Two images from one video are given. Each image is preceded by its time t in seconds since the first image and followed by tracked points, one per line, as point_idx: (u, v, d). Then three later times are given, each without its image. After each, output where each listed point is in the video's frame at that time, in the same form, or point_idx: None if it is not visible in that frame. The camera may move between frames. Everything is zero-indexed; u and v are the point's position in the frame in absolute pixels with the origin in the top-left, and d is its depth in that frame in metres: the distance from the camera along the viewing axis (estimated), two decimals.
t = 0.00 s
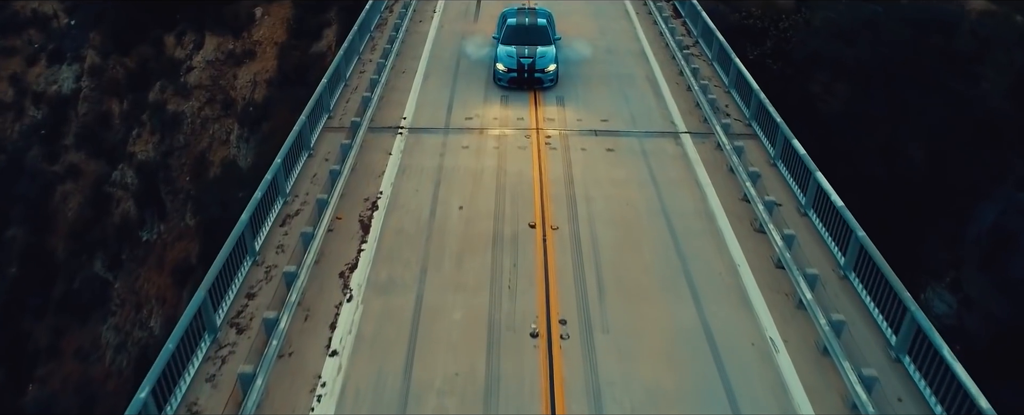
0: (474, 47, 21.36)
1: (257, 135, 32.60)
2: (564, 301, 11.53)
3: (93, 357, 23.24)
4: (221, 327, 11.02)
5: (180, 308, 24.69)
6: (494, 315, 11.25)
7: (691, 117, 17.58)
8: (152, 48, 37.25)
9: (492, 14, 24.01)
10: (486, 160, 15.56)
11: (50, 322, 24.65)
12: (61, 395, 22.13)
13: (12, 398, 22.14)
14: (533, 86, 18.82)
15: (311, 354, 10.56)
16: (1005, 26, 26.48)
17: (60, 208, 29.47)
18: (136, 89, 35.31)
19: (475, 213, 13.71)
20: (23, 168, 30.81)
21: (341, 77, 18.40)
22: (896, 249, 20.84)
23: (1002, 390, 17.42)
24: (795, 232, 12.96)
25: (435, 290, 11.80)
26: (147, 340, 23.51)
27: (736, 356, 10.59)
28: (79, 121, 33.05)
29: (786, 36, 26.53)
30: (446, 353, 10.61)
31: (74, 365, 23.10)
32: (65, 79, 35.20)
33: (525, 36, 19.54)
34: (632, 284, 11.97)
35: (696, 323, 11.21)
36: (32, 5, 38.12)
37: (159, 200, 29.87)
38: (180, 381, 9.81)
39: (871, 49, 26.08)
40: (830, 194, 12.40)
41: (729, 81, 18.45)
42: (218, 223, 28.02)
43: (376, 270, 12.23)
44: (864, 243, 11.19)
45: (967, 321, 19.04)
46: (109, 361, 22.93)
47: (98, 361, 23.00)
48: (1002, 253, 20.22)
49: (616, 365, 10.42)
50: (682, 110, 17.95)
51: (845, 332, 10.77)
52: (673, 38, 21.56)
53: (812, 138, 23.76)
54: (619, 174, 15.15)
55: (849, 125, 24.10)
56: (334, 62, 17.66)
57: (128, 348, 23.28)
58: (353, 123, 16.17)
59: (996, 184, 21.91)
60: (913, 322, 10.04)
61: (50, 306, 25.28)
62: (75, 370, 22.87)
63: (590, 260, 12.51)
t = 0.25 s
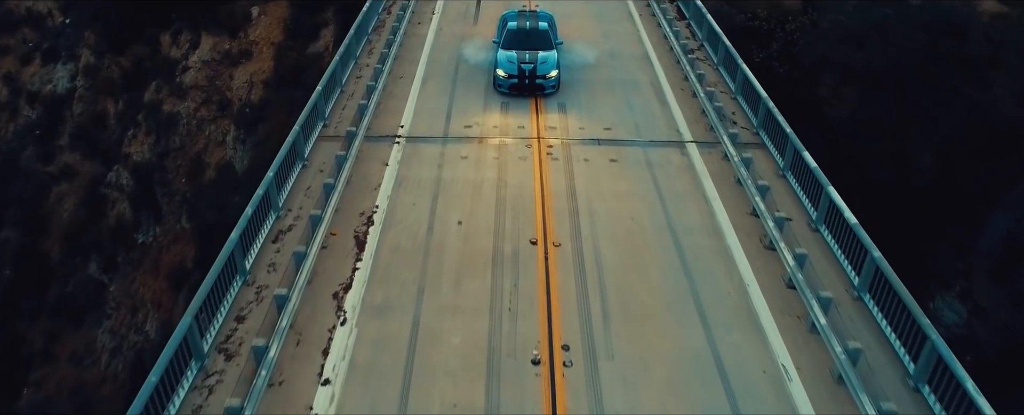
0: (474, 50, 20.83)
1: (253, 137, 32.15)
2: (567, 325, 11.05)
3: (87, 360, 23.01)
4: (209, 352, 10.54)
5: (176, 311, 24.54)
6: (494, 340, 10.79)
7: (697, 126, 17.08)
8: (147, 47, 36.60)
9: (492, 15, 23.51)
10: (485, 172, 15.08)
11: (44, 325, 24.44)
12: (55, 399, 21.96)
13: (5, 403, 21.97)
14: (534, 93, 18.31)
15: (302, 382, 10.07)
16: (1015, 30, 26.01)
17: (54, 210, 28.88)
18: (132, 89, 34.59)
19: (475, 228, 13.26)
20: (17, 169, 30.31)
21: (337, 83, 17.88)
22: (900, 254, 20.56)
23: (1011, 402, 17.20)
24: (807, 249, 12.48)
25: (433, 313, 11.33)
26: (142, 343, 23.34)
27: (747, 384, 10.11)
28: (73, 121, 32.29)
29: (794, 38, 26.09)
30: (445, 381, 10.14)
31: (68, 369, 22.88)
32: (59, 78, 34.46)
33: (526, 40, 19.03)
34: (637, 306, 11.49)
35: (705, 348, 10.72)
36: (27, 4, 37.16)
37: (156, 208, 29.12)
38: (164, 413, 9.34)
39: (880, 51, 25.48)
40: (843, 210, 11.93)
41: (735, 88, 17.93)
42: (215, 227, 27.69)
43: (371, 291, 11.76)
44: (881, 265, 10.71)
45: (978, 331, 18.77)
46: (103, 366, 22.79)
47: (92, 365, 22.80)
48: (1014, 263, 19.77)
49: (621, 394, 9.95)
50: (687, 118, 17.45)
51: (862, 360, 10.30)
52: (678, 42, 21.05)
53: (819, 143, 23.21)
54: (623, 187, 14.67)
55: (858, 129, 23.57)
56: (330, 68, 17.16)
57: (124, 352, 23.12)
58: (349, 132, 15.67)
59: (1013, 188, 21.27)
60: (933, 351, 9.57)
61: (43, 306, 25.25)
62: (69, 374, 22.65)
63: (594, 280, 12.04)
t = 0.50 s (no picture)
0: (473, 54, 20.19)
1: (249, 138, 31.56)
2: (571, 358, 10.50)
3: (82, 365, 22.50)
4: (193, 387, 9.98)
5: (171, 316, 24.34)
6: (494, 374, 10.23)
7: (704, 135, 16.48)
8: (141, 45, 35.81)
9: (491, 18, 22.89)
10: (485, 187, 14.49)
11: (40, 327, 23.63)
12: (51, 404, 21.19)
13: None
14: (535, 100, 17.69)
15: None
16: None
17: (48, 210, 28.06)
18: (126, 87, 33.79)
19: (473, 249, 12.71)
20: (9, 169, 28.96)
21: (331, 91, 17.28)
22: (909, 262, 20.11)
23: None
24: (822, 273, 11.92)
25: (430, 343, 10.78)
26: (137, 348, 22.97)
27: None
28: (67, 121, 31.23)
29: (802, 41, 25.47)
30: None
31: (64, 373, 22.26)
32: (53, 77, 33.07)
33: (527, 45, 18.38)
34: (644, 336, 10.94)
35: (716, 383, 10.17)
36: None
37: (150, 209, 28.75)
38: None
39: (892, 53, 24.76)
40: (861, 233, 11.37)
41: (744, 96, 17.34)
42: (212, 231, 27.24)
43: (364, 318, 11.20)
44: (903, 294, 10.17)
45: (990, 343, 18.34)
46: (98, 370, 22.31)
47: (87, 369, 22.30)
48: None
49: None
50: (694, 127, 16.84)
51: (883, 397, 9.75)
52: (684, 46, 20.44)
53: (828, 149, 22.64)
54: (628, 203, 14.09)
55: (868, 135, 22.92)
56: (325, 74, 16.53)
57: (119, 357, 22.66)
58: (343, 145, 15.07)
59: None
60: (960, 390, 9.03)
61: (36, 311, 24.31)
62: (65, 378, 22.05)
63: (598, 307, 11.48)
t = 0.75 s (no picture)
0: (473, 59, 19.67)
1: (245, 140, 31.01)
2: (575, 387, 10.02)
3: (76, 369, 22.32)
4: None
5: (166, 320, 23.88)
6: (493, 406, 9.74)
7: (711, 145, 15.97)
8: (136, 43, 35.03)
9: (491, 19, 22.37)
10: (484, 200, 13.99)
11: (32, 331, 23.35)
12: (45, 408, 21.32)
13: None
14: (537, 108, 17.16)
15: None
16: None
17: (42, 211, 27.55)
18: (121, 86, 33.09)
19: (472, 269, 12.20)
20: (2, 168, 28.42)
21: (327, 98, 16.76)
22: (920, 269, 19.58)
23: None
24: (836, 294, 11.43)
25: (426, 371, 10.30)
26: (131, 353, 22.75)
27: None
28: (60, 121, 30.57)
29: (809, 43, 25.16)
30: None
31: (57, 377, 22.12)
32: (47, 76, 32.41)
33: (528, 49, 17.84)
34: (651, 363, 10.46)
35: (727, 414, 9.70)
36: None
37: (146, 213, 27.93)
38: None
39: (903, 54, 24.08)
40: (878, 253, 10.89)
41: (752, 103, 16.84)
42: (205, 234, 26.70)
43: (359, 344, 10.72)
44: (922, 320, 9.72)
45: (1001, 353, 17.89)
46: (92, 374, 22.12)
47: (82, 373, 22.14)
48: None
49: None
50: (700, 136, 16.32)
51: None
52: (689, 51, 19.93)
53: (833, 154, 22.28)
54: (633, 218, 13.60)
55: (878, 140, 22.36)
56: (320, 80, 16.00)
57: (114, 361, 22.41)
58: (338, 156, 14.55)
59: None
60: None
61: (28, 318, 23.74)
62: (59, 382, 21.92)
63: (603, 331, 10.99)
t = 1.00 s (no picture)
0: (472, 63, 19.00)
1: (240, 141, 30.39)
2: None
3: (70, 373, 22.19)
4: None
5: (159, 324, 23.49)
6: None
7: (720, 157, 15.33)
8: (130, 40, 34.04)
9: (491, 22, 21.73)
10: (484, 218, 13.39)
11: (25, 334, 23.40)
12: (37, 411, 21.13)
13: None
14: (538, 117, 16.52)
15: None
16: None
17: (35, 212, 27.17)
18: (114, 85, 32.16)
19: (469, 294, 11.62)
20: None
21: (320, 107, 16.16)
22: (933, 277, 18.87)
23: None
24: (855, 323, 10.85)
25: (421, 408, 9.71)
26: (125, 358, 22.54)
27: None
28: (53, 120, 30.00)
29: (819, 46, 24.27)
30: None
31: (51, 380, 22.05)
32: (39, 74, 31.66)
33: (529, 55, 17.19)
34: (659, 398, 9.90)
35: None
36: None
37: (139, 216, 27.56)
38: None
39: (915, 58, 23.42)
40: (900, 282, 10.31)
41: (761, 113, 16.22)
42: (196, 238, 25.95)
43: (350, 378, 10.13)
44: (948, 355, 9.15)
45: (1016, 366, 17.16)
46: (84, 378, 22.00)
47: (75, 377, 22.00)
48: None
49: None
50: (708, 148, 15.66)
51: None
52: (695, 55, 19.26)
53: (842, 157, 21.57)
54: (640, 237, 13.00)
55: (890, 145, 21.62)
56: (312, 89, 15.38)
57: (107, 365, 22.42)
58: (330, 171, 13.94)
59: None
60: None
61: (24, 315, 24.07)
62: (52, 386, 21.81)
63: (608, 363, 10.42)
